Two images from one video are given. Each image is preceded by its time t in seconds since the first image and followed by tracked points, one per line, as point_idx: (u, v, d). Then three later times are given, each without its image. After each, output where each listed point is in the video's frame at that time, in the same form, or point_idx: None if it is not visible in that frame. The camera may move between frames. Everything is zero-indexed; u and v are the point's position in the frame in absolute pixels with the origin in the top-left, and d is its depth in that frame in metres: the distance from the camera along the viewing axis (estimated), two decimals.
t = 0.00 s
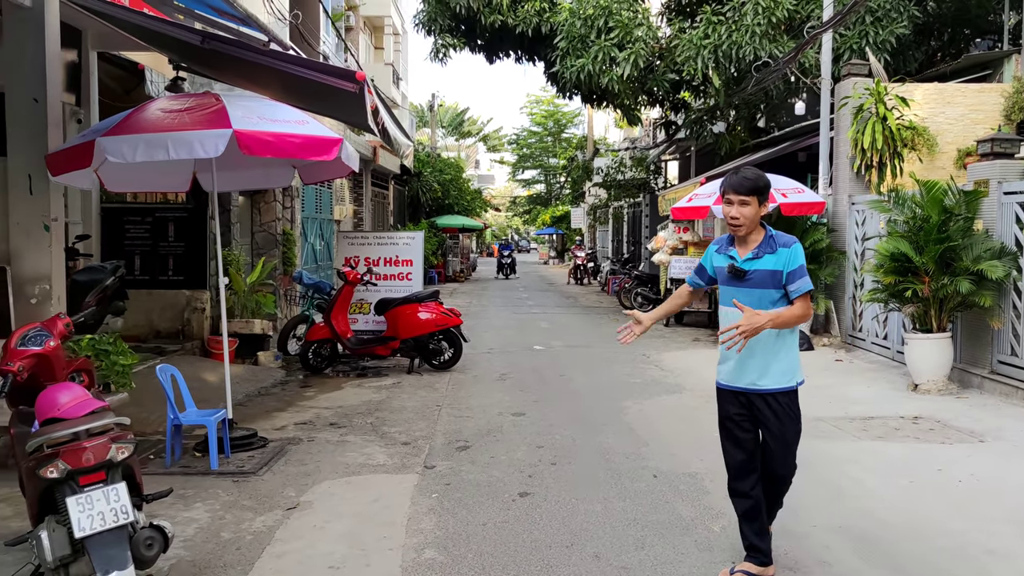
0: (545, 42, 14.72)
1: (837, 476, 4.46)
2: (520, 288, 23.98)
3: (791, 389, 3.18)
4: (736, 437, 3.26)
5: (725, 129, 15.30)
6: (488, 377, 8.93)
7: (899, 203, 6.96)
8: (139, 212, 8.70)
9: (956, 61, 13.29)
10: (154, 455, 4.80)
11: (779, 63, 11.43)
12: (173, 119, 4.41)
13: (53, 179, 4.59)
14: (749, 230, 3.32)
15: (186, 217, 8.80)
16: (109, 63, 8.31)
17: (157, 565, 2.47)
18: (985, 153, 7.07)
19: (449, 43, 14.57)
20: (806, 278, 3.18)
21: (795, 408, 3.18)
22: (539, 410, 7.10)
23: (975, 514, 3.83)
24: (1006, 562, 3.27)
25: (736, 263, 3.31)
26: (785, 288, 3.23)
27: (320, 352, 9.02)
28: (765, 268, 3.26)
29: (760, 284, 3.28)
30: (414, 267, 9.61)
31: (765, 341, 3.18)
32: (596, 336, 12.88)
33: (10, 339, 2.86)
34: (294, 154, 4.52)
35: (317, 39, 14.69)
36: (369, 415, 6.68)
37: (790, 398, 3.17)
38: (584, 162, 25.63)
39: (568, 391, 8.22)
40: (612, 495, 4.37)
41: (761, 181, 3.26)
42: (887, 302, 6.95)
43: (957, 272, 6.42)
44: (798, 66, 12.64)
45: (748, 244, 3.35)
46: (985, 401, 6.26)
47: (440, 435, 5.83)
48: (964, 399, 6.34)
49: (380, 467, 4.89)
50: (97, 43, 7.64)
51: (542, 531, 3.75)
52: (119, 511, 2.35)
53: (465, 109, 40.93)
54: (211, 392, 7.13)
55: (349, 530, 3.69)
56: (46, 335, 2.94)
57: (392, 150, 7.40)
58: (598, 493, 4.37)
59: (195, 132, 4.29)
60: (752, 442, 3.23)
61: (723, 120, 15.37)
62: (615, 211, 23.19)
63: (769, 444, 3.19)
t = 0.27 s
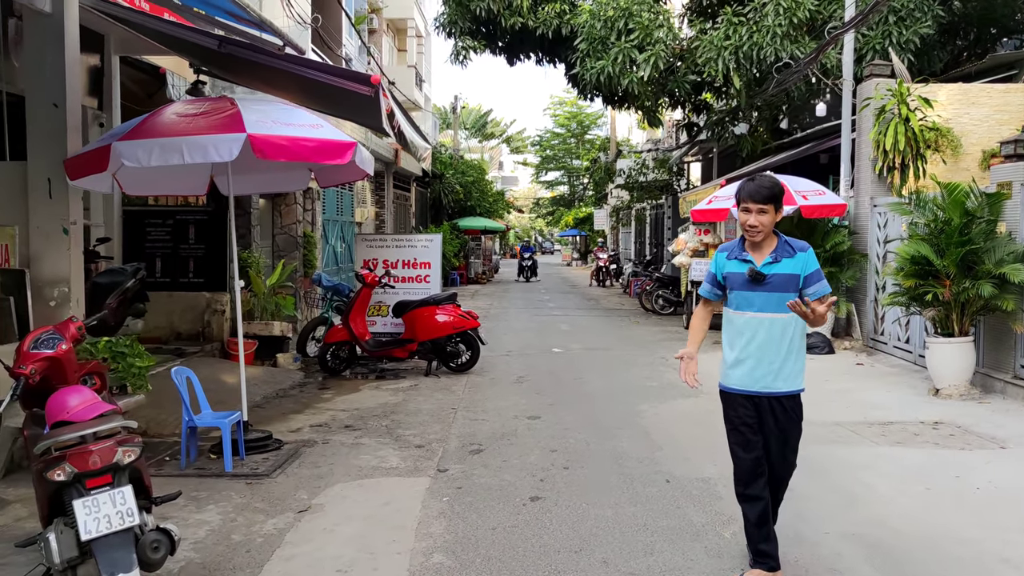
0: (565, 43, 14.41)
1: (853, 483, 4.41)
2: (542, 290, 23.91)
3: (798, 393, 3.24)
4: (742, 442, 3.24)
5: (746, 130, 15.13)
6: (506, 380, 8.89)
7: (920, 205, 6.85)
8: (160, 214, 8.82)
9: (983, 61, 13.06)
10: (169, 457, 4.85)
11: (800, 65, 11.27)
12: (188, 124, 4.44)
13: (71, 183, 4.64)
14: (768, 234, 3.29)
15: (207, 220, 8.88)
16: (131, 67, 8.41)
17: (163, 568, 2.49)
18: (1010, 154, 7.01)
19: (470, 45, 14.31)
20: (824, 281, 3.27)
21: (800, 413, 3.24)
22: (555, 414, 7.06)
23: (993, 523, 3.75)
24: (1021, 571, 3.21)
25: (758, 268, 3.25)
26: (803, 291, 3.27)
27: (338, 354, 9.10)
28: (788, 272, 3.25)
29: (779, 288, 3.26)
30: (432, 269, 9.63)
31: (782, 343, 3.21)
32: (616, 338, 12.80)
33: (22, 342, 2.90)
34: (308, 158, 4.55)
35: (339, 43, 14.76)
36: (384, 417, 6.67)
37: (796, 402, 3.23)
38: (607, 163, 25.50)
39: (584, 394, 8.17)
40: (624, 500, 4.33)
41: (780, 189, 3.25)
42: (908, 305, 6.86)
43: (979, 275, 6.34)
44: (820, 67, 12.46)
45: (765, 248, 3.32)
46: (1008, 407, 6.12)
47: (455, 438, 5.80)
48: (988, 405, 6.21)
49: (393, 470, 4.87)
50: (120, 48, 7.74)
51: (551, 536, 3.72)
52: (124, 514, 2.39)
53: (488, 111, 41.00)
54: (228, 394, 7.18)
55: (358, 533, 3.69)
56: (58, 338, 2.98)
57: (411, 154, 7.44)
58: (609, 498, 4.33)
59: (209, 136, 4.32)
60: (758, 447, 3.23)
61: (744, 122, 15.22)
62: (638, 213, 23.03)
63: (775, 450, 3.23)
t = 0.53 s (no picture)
0: (580, 44, 14.22)
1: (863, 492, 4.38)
2: (559, 291, 23.82)
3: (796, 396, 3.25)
4: (743, 443, 3.22)
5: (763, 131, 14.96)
6: (518, 381, 8.80)
7: (936, 206, 6.80)
8: (175, 216, 8.87)
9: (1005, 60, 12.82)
10: (177, 458, 4.87)
11: (817, 65, 11.12)
12: (194, 126, 4.46)
13: (82, 186, 4.68)
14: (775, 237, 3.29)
15: (221, 221, 8.93)
16: (147, 70, 8.49)
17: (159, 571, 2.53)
18: None
19: (485, 47, 14.05)
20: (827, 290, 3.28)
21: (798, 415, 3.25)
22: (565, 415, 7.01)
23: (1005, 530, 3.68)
24: None
25: (767, 271, 3.25)
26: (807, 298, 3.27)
27: (350, 356, 8.99)
28: (795, 276, 3.25)
29: (784, 292, 3.26)
30: (444, 271, 9.62)
31: (786, 344, 3.22)
32: (631, 340, 12.72)
33: (24, 343, 2.94)
34: (315, 160, 4.56)
35: (356, 44, 14.79)
36: (393, 419, 6.62)
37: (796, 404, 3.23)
38: (625, 164, 25.35)
39: (596, 397, 8.12)
40: (629, 503, 4.29)
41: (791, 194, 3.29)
42: (923, 308, 6.79)
43: (995, 277, 6.29)
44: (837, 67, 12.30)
45: (771, 252, 3.33)
46: None
47: (462, 440, 5.75)
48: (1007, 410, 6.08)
49: (398, 473, 4.84)
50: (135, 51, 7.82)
51: (553, 540, 3.70)
52: (119, 516, 2.43)
53: (507, 112, 41.01)
54: (239, 395, 7.21)
55: (360, 535, 3.69)
56: (60, 341, 3.02)
57: (423, 157, 7.46)
58: (614, 502, 4.30)
59: (216, 139, 4.34)
60: (759, 447, 3.20)
61: (761, 122, 15.06)
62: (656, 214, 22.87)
63: (775, 449, 3.23)
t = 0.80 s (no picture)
0: (591, 45, 14.13)
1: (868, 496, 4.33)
2: (572, 292, 23.74)
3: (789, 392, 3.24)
4: (733, 434, 3.24)
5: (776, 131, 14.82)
6: (524, 384, 8.56)
7: (946, 207, 6.75)
8: (184, 217, 8.72)
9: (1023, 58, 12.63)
10: (178, 458, 4.88)
11: (829, 64, 10.99)
12: (195, 126, 4.47)
13: (84, 187, 4.69)
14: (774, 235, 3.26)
15: (229, 222, 8.75)
16: (158, 71, 8.48)
17: (148, 572, 2.59)
18: None
19: (495, 48, 13.94)
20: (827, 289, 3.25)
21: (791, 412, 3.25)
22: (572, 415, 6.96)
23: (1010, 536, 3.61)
24: None
25: (766, 269, 3.22)
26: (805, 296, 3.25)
27: (358, 356, 8.90)
28: (794, 275, 3.23)
29: (783, 291, 3.24)
30: (453, 271, 9.55)
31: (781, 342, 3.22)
32: (642, 341, 12.64)
33: (19, 343, 2.97)
34: (316, 161, 4.54)
35: (368, 45, 14.80)
36: (397, 420, 6.52)
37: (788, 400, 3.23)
38: (639, 165, 25.21)
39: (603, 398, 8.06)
40: (630, 505, 4.26)
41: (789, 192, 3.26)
42: (934, 309, 6.73)
43: (1007, 279, 6.20)
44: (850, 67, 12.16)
45: (769, 249, 3.29)
46: None
47: (464, 441, 5.67)
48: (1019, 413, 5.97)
49: (398, 474, 4.80)
50: (145, 53, 7.85)
51: (550, 543, 3.67)
52: (106, 517, 2.46)
53: (522, 113, 41.04)
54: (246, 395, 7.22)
55: (357, 537, 3.68)
56: (54, 341, 3.05)
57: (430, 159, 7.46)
58: (614, 505, 4.25)
59: (216, 139, 4.34)
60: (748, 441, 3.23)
61: (775, 123, 14.93)
62: (670, 215, 22.73)
63: (768, 445, 3.24)
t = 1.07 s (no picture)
0: (601, 46, 14.05)
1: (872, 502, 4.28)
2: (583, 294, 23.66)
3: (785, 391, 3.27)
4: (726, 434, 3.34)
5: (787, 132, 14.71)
6: (530, 387, 8.30)
7: (956, 209, 6.71)
8: (193, 218, 8.65)
9: None
10: (182, 460, 4.89)
11: (839, 64, 10.90)
12: (198, 128, 4.47)
13: (88, 188, 4.70)
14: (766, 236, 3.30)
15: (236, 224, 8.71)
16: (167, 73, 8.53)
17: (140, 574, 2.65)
18: None
19: (504, 48, 13.89)
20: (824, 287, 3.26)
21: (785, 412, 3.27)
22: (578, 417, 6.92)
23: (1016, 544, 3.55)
24: None
25: (757, 270, 3.27)
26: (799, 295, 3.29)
27: (364, 358, 8.71)
28: (788, 274, 3.26)
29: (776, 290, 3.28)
30: (460, 273, 9.32)
31: (773, 342, 3.26)
32: (652, 343, 12.58)
33: (16, 346, 3.00)
34: (317, 162, 4.52)
35: (378, 46, 14.79)
36: (402, 423, 6.33)
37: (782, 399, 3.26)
38: (650, 166, 25.08)
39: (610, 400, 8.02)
40: (632, 509, 4.22)
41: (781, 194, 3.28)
42: (944, 312, 6.68)
43: (1017, 281, 6.14)
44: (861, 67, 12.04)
45: (764, 249, 3.33)
46: None
47: (468, 443, 5.61)
48: None
49: (400, 477, 4.76)
50: (153, 55, 7.89)
51: (549, 547, 3.65)
52: (98, 521, 2.48)
53: (534, 114, 41.10)
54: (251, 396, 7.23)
55: (355, 541, 3.67)
56: (51, 343, 3.08)
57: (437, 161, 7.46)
58: (615, 509, 4.22)
59: (218, 140, 4.34)
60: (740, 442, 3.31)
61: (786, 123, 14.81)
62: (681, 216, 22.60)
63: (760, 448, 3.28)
